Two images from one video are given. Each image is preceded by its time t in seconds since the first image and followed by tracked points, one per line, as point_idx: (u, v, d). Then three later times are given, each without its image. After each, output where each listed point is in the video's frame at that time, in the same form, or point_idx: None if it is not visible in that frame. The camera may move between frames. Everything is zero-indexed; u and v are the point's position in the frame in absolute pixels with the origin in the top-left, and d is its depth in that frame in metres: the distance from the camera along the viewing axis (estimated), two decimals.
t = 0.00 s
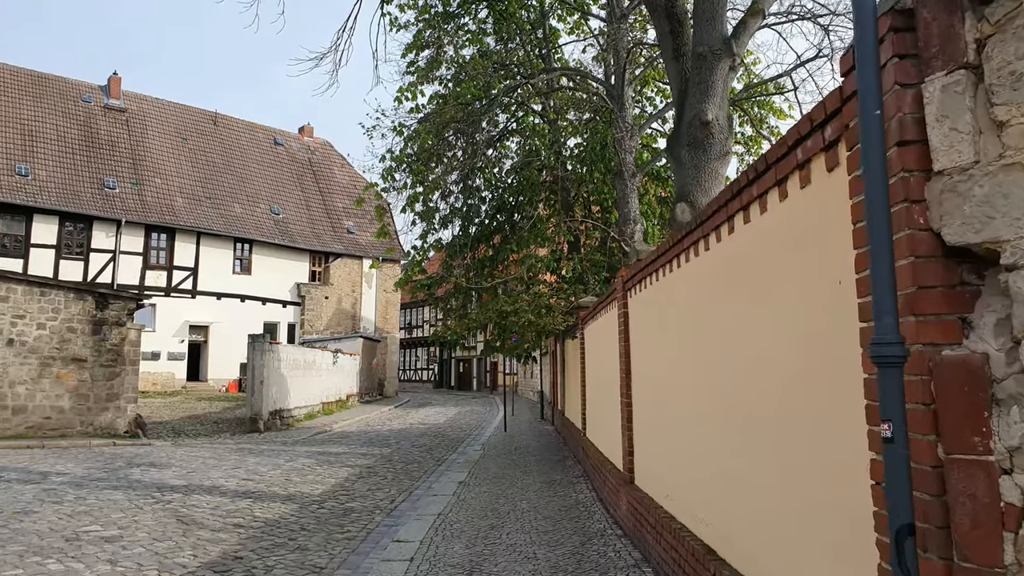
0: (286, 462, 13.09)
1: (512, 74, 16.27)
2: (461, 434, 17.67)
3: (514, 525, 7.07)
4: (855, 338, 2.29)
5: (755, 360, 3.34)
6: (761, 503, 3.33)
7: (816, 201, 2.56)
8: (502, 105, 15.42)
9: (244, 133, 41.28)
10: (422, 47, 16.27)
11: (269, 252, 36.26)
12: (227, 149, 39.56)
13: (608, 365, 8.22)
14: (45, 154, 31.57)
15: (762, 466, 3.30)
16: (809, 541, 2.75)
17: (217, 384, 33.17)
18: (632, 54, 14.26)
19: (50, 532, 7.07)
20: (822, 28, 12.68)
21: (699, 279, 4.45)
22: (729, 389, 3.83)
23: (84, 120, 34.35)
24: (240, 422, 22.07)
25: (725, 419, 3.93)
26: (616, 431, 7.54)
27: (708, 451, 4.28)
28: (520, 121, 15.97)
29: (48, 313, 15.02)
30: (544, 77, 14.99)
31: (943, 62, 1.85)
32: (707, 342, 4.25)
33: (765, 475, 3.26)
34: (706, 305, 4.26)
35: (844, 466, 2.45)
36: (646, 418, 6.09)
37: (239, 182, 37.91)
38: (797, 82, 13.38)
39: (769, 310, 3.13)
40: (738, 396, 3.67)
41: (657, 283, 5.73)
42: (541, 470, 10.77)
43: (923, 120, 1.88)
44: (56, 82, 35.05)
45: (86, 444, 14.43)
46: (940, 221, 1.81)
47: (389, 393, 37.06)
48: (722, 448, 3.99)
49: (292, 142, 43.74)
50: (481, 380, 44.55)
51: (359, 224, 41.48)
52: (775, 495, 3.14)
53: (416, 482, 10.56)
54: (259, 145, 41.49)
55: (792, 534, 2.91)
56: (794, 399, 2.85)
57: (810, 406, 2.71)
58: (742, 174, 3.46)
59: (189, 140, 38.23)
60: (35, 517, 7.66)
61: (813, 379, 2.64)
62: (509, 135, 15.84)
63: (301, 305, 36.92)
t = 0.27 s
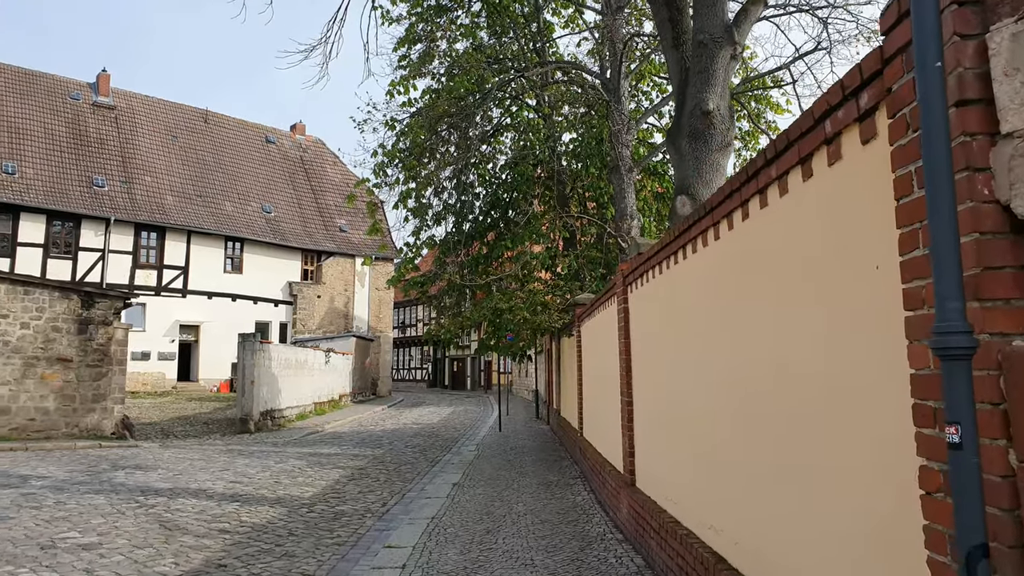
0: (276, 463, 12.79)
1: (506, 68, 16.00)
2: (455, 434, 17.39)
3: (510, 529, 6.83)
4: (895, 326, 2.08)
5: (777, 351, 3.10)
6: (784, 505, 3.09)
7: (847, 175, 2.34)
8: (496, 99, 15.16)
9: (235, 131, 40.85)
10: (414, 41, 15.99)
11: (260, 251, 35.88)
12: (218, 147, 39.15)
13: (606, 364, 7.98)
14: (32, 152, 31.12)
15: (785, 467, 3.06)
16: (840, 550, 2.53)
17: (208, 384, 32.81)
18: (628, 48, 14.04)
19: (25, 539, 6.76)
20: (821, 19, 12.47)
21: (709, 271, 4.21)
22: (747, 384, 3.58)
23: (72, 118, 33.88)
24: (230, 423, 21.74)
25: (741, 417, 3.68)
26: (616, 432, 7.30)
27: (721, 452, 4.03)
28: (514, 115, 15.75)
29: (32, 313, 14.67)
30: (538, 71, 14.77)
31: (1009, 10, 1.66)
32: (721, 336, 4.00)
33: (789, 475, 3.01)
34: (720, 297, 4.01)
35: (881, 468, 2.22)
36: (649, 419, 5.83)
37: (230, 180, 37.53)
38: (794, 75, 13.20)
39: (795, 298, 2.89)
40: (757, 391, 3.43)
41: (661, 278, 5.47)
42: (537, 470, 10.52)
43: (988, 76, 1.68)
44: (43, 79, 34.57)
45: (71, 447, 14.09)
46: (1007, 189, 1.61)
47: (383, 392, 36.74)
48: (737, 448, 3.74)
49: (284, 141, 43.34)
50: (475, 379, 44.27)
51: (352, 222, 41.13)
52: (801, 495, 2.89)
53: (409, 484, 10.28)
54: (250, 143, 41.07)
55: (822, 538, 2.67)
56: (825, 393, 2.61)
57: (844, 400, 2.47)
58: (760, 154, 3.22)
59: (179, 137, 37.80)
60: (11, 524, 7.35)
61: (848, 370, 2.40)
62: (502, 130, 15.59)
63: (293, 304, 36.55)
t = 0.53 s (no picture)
0: (264, 472, 12.48)
1: (501, 68, 15.73)
2: (447, 440, 17.08)
3: (503, 546, 6.57)
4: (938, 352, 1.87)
5: (793, 369, 2.87)
6: (799, 537, 2.85)
7: (885, 182, 2.11)
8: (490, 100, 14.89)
9: (226, 131, 40.45)
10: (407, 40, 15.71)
11: (252, 253, 35.52)
12: (209, 147, 38.75)
13: (603, 374, 7.74)
14: (21, 152, 30.66)
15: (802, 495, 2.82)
16: None
17: (199, 387, 32.43)
18: (625, 48, 13.79)
19: None
20: (821, 21, 12.25)
21: (715, 281, 3.98)
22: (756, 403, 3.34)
23: (61, 117, 33.42)
24: (219, 428, 21.39)
25: (750, 438, 3.44)
26: (613, 445, 7.06)
27: (728, 473, 3.78)
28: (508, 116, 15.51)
29: (16, 316, 14.32)
30: (534, 72, 14.55)
31: None
32: (728, 350, 3.76)
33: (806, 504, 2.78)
34: (727, 309, 3.77)
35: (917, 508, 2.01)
36: (648, 433, 5.58)
37: (221, 180, 37.16)
38: (793, 76, 13.02)
39: (814, 313, 2.65)
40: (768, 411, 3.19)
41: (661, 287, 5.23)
42: (530, 481, 10.26)
43: None
44: (32, 78, 34.11)
45: (55, 454, 13.75)
46: None
47: (375, 395, 36.42)
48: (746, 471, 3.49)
49: (276, 141, 42.97)
50: (468, 382, 44.01)
51: (344, 223, 40.79)
52: (820, 528, 2.65)
53: (399, 495, 10.01)
54: (242, 143, 40.68)
55: None
56: (852, 418, 2.37)
57: (873, 428, 2.25)
58: (776, 157, 2.99)
59: (171, 137, 37.39)
60: None
61: (879, 393, 2.17)
62: (496, 131, 15.35)
63: (285, 306, 36.19)
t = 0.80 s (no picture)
0: (260, 474, 12.25)
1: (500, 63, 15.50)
2: (445, 442, 16.85)
3: (505, 554, 6.38)
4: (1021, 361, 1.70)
5: (833, 373, 2.69)
6: (837, 548, 2.67)
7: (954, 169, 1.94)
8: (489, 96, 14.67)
9: (222, 130, 40.13)
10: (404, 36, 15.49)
11: (247, 252, 35.24)
12: (205, 146, 38.45)
13: (609, 376, 7.55)
14: (15, 150, 30.36)
15: (842, 504, 2.63)
16: None
17: (194, 388, 32.16)
18: (626, 44, 13.59)
19: None
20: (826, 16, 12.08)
21: (737, 279, 3.81)
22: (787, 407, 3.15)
23: (55, 115, 33.07)
24: (214, 429, 21.13)
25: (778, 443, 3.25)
26: (619, 449, 6.86)
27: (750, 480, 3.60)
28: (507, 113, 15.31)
29: (7, 316, 14.05)
30: (534, 68, 14.34)
31: None
32: (753, 350, 3.57)
33: (847, 514, 2.59)
34: (753, 307, 3.58)
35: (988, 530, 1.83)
36: (658, 438, 5.39)
37: (217, 179, 36.87)
38: (797, 72, 12.85)
39: (860, 309, 2.47)
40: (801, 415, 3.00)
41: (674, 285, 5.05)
42: (531, 485, 10.06)
43: None
44: (26, 75, 33.75)
45: (46, 456, 13.48)
46: None
47: (371, 396, 36.19)
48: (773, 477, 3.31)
49: (272, 140, 42.67)
50: (466, 382, 43.80)
51: (341, 222, 40.54)
52: (863, 538, 2.47)
53: (397, 499, 9.80)
54: (237, 142, 40.37)
55: None
56: (904, 427, 2.20)
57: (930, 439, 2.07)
58: (816, 143, 2.81)
59: (166, 136, 37.07)
60: None
61: (940, 398, 2.00)
62: (495, 128, 15.14)
63: (280, 306, 35.91)
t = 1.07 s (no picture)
0: (259, 475, 12.05)
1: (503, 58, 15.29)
2: (446, 442, 16.66)
3: (515, 560, 6.21)
4: None
5: (889, 375, 2.50)
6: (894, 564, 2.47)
7: None
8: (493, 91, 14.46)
9: (221, 127, 39.84)
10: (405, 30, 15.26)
11: (246, 250, 35.01)
12: (204, 143, 38.18)
13: (620, 376, 7.34)
14: (12, 147, 30.10)
15: (908, 516, 2.41)
16: None
17: (192, 387, 31.95)
18: (632, 39, 13.39)
19: None
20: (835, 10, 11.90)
21: (771, 274, 3.62)
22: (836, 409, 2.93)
23: (53, 111, 32.78)
24: (212, 429, 20.91)
25: (826, 448, 3.02)
26: (631, 451, 6.66)
27: (791, 487, 3.37)
28: (510, 108, 15.11)
29: (3, 314, 13.82)
30: (537, 63, 14.15)
31: None
32: (793, 348, 3.33)
33: (914, 526, 2.37)
34: (792, 302, 3.35)
35: None
36: (678, 440, 5.16)
37: (215, 177, 36.62)
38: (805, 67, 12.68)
39: (923, 306, 2.29)
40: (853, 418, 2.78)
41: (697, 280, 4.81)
42: (536, 487, 9.86)
43: None
44: (24, 72, 33.46)
45: (41, 456, 13.26)
46: None
47: (371, 395, 35.99)
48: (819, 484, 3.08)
49: (271, 138, 42.42)
50: (465, 381, 43.63)
51: (340, 220, 40.31)
52: (928, 555, 2.27)
53: (400, 501, 9.61)
54: (236, 139, 40.11)
55: None
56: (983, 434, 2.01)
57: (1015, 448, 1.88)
58: (874, 121, 2.57)
59: (164, 133, 36.80)
60: None
61: None
62: (498, 124, 14.95)
63: (279, 304, 35.70)
